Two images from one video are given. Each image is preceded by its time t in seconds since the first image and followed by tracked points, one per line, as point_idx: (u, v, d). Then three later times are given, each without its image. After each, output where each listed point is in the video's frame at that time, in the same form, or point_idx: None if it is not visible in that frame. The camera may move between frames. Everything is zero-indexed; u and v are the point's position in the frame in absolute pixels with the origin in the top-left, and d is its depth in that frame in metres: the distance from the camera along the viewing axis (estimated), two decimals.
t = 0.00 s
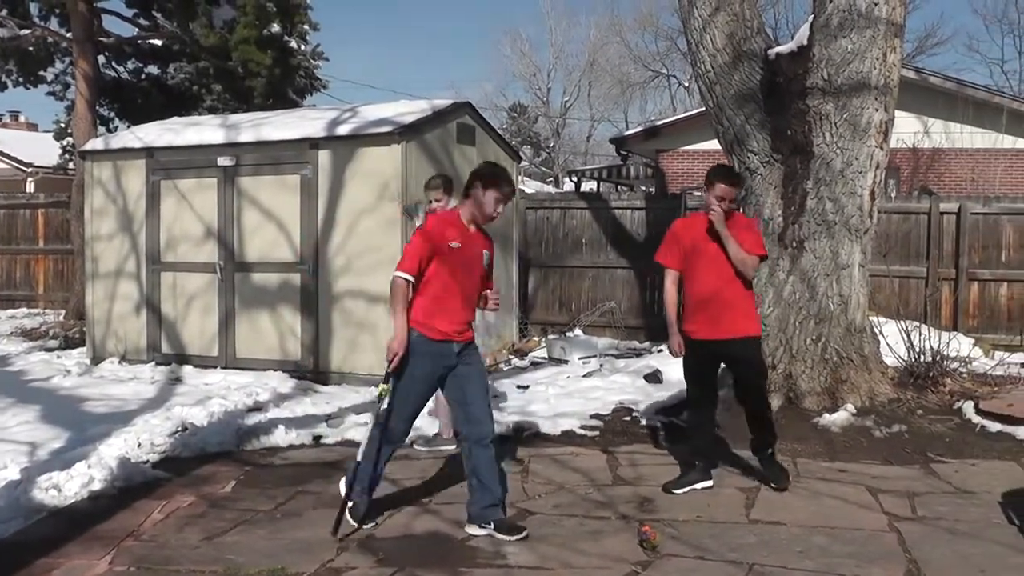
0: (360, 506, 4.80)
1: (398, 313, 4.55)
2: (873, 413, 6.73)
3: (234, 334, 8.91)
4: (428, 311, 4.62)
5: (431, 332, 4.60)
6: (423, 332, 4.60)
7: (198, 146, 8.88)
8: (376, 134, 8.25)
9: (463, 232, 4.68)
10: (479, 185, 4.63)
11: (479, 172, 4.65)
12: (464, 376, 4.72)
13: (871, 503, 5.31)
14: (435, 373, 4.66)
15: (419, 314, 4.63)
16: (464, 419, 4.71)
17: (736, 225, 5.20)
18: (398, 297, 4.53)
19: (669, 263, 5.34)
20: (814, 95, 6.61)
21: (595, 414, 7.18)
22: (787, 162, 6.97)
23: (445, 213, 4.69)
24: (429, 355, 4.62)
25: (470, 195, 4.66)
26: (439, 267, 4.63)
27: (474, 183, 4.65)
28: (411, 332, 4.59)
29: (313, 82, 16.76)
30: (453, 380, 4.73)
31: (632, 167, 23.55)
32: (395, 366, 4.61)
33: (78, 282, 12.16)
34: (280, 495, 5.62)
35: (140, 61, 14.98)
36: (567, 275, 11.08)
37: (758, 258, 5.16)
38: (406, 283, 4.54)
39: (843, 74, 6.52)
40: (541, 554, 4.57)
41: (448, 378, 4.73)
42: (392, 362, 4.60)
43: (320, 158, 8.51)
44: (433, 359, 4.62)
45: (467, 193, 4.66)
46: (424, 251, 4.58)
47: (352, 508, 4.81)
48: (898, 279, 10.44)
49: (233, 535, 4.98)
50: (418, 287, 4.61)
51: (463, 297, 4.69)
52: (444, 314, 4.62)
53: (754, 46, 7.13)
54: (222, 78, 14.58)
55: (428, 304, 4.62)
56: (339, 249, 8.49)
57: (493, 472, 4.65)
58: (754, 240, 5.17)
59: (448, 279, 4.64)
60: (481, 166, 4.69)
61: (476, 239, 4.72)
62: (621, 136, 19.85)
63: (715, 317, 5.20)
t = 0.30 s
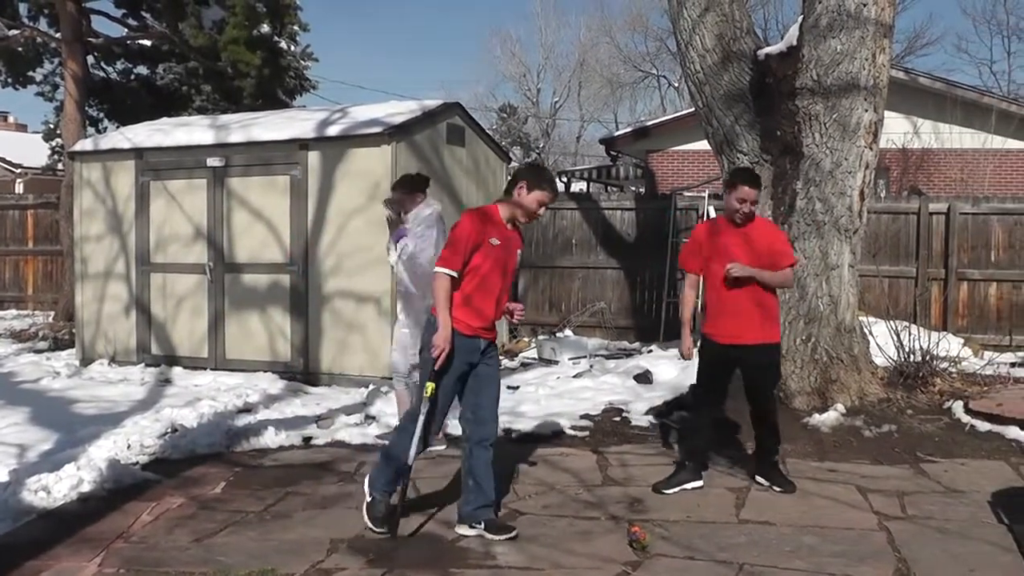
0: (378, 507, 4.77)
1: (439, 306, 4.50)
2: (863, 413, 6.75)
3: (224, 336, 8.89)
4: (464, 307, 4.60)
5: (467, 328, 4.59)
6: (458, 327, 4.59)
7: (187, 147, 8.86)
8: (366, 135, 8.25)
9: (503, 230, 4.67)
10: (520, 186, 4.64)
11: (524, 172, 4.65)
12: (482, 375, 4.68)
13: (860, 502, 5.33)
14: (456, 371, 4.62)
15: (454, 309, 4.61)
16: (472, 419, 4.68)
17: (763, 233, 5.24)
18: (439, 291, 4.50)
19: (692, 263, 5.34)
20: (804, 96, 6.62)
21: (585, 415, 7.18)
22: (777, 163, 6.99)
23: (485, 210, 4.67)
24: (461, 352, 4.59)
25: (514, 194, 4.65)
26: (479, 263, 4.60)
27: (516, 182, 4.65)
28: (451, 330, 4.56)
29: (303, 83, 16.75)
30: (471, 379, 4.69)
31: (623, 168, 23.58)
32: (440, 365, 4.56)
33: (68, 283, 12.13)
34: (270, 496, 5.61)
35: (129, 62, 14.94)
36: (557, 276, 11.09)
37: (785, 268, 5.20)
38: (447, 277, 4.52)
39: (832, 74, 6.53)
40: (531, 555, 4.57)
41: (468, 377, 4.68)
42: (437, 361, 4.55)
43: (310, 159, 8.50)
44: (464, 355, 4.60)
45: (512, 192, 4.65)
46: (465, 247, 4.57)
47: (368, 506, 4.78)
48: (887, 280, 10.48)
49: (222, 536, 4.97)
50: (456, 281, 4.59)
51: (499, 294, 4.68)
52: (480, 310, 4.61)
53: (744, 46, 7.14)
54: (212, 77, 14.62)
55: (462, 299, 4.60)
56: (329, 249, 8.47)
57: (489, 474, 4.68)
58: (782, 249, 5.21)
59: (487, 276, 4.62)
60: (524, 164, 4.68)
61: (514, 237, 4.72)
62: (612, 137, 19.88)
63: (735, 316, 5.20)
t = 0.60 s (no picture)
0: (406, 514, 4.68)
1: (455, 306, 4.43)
2: (858, 413, 6.76)
3: (218, 337, 8.89)
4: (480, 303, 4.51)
5: (486, 326, 4.51)
6: (473, 324, 4.50)
7: (182, 148, 8.85)
8: (360, 136, 8.25)
9: (519, 226, 4.59)
10: (534, 183, 4.57)
11: (539, 169, 4.58)
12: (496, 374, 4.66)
13: (855, 502, 5.33)
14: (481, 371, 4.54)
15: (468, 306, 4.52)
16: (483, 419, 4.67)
17: (787, 231, 5.25)
18: (455, 287, 4.41)
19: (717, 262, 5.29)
20: (798, 96, 6.62)
21: (580, 415, 7.19)
22: (771, 163, 7.00)
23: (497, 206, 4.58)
24: (481, 349, 4.52)
25: (527, 191, 4.57)
26: (496, 261, 4.51)
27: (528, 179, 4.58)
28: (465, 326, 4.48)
29: (297, 83, 16.75)
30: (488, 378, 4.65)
31: (617, 168, 23.60)
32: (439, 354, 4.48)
33: (62, 285, 12.11)
34: (265, 498, 5.61)
35: (124, 63, 14.93)
36: (552, 277, 11.10)
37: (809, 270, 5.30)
38: (462, 273, 4.42)
39: (827, 74, 6.52)
40: (526, 556, 4.57)
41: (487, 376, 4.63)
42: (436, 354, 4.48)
43: (304, 159, 8.49)
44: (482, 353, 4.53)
45: (524, 189, 4.57)
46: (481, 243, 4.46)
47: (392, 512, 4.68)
48: (882, 279, 10.50)
49: (217, 538, 4.97)
50: (472, 278, 4.49)
51: (517, 289, 4.60)
52: (499, 307, 4.54)
53: (738, 46, 7.14)
54: (207, 78, 14.70)
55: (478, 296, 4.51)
56: (324, 249, 8.47)
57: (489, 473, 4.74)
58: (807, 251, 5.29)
59: (504, 273, 4.54)
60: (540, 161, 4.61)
61: (530, 232, 4.63)
62: (606, 138, 19.90)
63: (756, 311, 5.22)
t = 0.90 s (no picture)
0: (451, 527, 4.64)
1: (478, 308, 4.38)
2: (854, 413, 6.78)
3: (215, 338, 8.89)
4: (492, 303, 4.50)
5: (502, 325, 4.49)
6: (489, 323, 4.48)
7: (178, 149, 8.85)
8: (357, 137, 8.25)
9: (522, 223, 4.58)
10: (536, 182, 4.59)
11: (539, 166, 4.61)
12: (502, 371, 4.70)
13: (852, 501, 5.35)
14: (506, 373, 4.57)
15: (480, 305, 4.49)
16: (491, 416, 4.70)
17: (795, 232, 5.18)
18: (472, 288, 4.37)
19: (729, 266, 5.27)
20: (793, 96, 6.64)
21: (577, 416, 7.19)
22: (767, 163, 7.01)
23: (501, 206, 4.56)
24: (506, 351, 4.53)
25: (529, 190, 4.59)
26: (507, 260, 4.49)
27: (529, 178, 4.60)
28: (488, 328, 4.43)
29: (294, 84, 16.75)
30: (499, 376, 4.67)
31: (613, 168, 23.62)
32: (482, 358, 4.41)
33: (58, 287, 12.09)
34: (261, 499, 5.61)
35: (120, 64, 14.92)
36: (548, 277, 11.11)
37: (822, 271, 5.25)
38: (477, 273, 4.39)
39: (822, 75, 6.53)
40: (522, 556, 4.57)
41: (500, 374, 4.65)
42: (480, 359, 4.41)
43: (300, 161, 8.49)
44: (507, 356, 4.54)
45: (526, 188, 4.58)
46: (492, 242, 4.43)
47: (444, 530, 4.60)
48: (878, 279, 10.51)
49: (214, 539, 4.97)
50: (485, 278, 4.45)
51: (524, 289, 4.61)
52: (512, 306, 4.55)
53: (734, 47, 7.15)
54: (203, 79, 14.72)
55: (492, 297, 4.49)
56: (321, 250, 8.47)
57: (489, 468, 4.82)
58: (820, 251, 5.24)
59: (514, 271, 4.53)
60: (536, 159, 4.63)
61: (532, 229, 4.63)
62: (603, 138, 19.91)
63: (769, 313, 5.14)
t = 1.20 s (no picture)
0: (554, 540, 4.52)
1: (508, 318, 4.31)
2: (851, 413, 6.78)
3: (212, 339, 8.88)
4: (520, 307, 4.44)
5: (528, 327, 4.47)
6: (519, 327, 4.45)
7: (174, 150, 8.85)
8: (352, 138, 8.25)
9: (532, 223, 4.47)
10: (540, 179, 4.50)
11: (534, 162, 4.55)
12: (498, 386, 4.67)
13: (848, 502, 5.35)
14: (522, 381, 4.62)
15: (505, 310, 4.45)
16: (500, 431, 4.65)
17: (806, 230, 5.13)
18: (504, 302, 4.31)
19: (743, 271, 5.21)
20: (790, 97, 6.64)
21: (573, 417, 7.19)
22: (763, 164, 7.02)
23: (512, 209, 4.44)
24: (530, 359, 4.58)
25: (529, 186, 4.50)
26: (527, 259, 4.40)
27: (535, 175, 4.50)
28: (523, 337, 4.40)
29: (290, 85, 16.78)
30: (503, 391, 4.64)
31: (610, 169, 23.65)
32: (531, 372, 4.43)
33: (55, 288, 12.08)
34: (257, 499, 5.61)
35: (116, 64, 14.92)
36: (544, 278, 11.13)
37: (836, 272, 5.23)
38: (507, 287, 4.33)
39: (818, 75, 6.52)
40: (519, 556, 4.57)
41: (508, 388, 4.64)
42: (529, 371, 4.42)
43: (297, 161, 8.50)
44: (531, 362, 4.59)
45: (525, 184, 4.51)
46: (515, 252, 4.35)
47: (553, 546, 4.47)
48: (875, 280, 10.53)
49: (211, 539, 4.97)
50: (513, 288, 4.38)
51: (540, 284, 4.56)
52: (532, 304, 4.49)
53: (730, 48, 7.16)
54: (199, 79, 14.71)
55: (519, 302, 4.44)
56: (317, 251, 8.46)
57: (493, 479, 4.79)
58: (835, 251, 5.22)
59: (534, 269, 4.45)
60: (531, 156, 4.58)
61: (542, 224, 4.52)
62: (599, 139, 19.93)
63: (790, 317, 5.07)
